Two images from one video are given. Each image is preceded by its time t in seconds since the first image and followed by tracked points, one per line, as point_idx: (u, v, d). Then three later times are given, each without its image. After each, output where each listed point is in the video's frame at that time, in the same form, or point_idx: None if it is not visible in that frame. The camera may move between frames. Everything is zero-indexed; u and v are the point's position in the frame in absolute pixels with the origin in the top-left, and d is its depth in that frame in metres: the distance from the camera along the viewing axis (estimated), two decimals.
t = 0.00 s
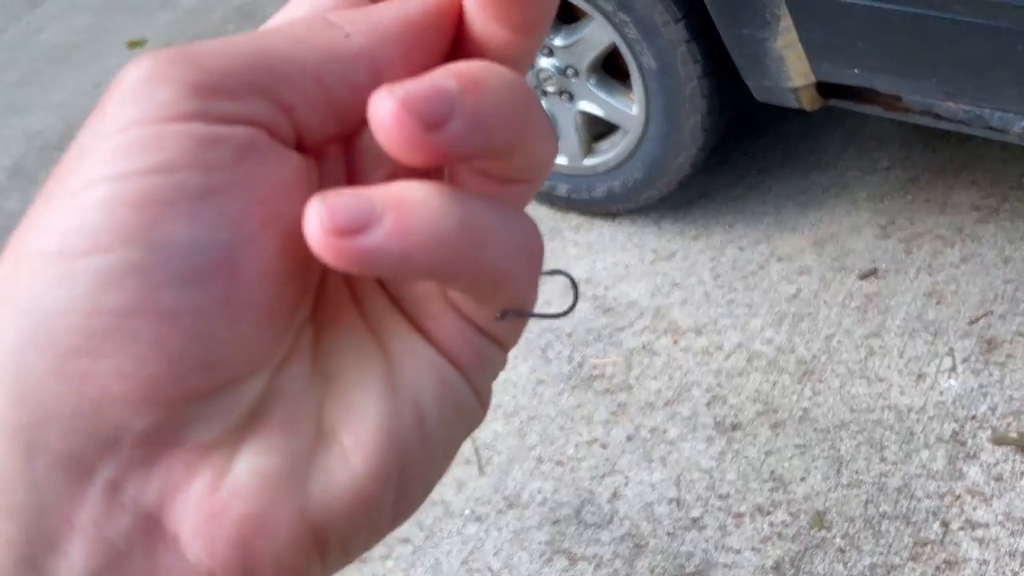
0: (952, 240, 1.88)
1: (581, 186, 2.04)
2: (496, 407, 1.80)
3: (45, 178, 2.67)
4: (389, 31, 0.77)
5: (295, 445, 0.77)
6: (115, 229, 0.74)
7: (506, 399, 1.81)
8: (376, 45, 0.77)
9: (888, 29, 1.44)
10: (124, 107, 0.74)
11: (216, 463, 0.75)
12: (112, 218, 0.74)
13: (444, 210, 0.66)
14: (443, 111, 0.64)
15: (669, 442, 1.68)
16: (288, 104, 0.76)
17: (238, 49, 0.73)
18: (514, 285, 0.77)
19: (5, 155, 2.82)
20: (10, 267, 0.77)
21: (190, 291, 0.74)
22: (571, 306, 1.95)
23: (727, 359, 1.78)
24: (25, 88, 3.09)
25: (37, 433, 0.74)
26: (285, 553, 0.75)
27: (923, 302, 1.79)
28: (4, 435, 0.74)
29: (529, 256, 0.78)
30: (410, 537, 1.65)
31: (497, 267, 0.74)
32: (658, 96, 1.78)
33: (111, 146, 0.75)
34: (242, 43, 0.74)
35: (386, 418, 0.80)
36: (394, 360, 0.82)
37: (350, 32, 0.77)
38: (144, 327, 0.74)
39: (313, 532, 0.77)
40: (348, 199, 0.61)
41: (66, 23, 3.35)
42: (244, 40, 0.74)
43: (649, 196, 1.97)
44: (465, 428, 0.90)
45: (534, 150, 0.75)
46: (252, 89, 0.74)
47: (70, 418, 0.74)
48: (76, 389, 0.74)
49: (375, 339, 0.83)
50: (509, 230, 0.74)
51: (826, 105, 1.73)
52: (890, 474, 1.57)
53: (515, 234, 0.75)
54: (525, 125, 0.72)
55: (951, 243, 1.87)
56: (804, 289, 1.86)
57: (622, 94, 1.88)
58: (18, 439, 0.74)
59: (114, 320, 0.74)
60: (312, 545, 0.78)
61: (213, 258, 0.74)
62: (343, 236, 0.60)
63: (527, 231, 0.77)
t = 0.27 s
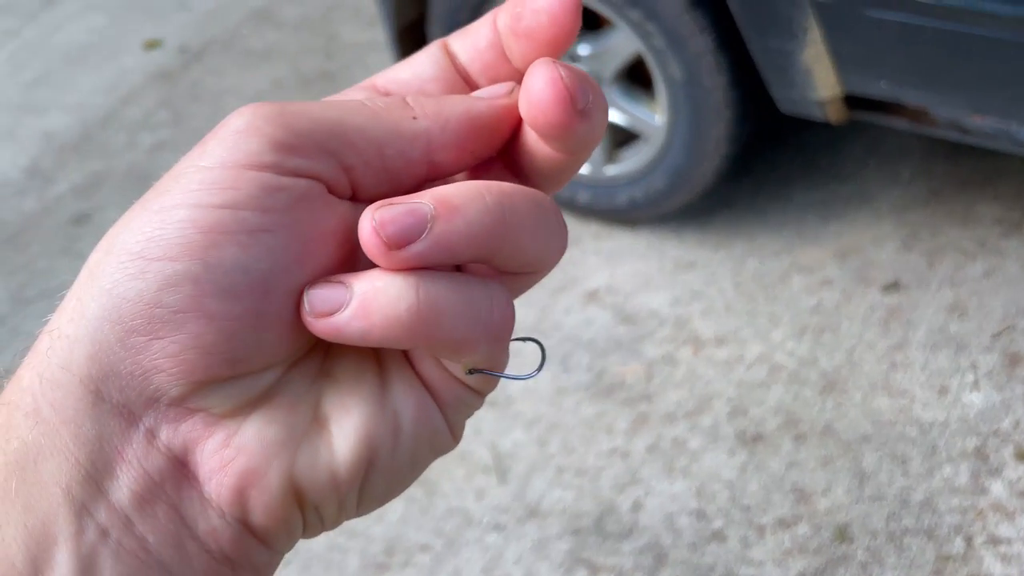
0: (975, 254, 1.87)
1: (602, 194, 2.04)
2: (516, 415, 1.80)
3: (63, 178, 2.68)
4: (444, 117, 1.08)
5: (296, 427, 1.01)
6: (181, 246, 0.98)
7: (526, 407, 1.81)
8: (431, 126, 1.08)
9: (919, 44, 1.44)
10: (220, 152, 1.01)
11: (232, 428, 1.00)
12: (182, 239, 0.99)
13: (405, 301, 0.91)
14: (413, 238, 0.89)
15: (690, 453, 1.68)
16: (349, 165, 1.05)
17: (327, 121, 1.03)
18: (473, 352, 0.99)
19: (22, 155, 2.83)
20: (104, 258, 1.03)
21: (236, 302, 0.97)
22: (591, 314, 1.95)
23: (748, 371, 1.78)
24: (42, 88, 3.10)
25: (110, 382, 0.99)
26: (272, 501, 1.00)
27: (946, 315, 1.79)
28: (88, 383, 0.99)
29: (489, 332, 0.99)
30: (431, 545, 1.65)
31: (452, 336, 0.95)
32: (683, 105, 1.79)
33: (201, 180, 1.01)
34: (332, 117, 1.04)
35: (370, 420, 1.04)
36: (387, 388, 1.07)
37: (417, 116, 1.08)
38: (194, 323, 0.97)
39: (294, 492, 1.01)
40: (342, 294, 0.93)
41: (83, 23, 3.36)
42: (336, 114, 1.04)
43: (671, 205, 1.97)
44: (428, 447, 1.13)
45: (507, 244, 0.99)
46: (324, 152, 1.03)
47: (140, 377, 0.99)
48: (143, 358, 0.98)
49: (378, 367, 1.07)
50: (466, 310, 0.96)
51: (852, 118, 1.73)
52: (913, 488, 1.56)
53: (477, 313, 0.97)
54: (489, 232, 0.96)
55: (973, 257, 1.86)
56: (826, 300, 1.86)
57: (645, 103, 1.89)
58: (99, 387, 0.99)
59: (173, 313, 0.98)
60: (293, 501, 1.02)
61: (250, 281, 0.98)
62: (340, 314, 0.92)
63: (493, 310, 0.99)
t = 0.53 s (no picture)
0: (984, 266, 1.85)
1: (613, 202, 2.05)
2: (527, 422, 1.81)
3: (72, 181, 2.69)
4: (437, 114, 1.07)
5: (296, 403, 1.03)
6: (187, 234, 0.99)
7: (536, 413, 1.82)
8: (424, 123, 1.07)
9: (933, 55, 1.45)
10: (224, 145, 1.01)
11: (235, 406, 1.02)
12: (188, 227, 0.99)
13: (396, 288, 0.91)
14: (403, 228, 0.89)
15: (701, 462, 1.68)
16: (346, 160, 1.04)
17: (324, 117, 1.03)
18: (464, 340, 0.99)
19: (32, 157, 2.84)
20: (115, 246, 1.04)
21: (241, 288, 0.98)
22: (601, 322, 1.96)
23: (759, 379, 1.78)
24: (52, 90, 3.10)
25: (119, 364, 1.00)
26: (273, 475, 1.02)
27: (956, 326, 1.78)
28: (100, 364, 1.00)
29: (481, 321, 0.99)
30: (442, 551, 1.67)
31: (443, 323, 0.95)
32: (696, 114, 1.79)
33: (206, 171, 1.01)
34: (330, 113, 1.03)
35: (367, 398, 1.05)
36: (383, 369, 1.08)
37: (411, 113, 1.07)
38: (200, 308, 0.98)
39: (294, 467, 1.03)
40: (337, 280, 0.93)
41: (93, 26, 3.37)
42: (334, 111, 1.03)
43: (681, 213, 1.97)
44: (424, 427, 1.14)
45: (499, 234, 0.99)
46: (321, 147, 1.02)
47: (149, 359, 1.00)
48: (152, 341, 1.00)
49: (373, 348, 1.09)
50: (456, 297, 0.96)
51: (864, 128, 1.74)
52: (924, 498, 1.56)
53: (468, 301, 0.97)
54: (480, 221, 0.96)
55: (983, 268, 1.85)
56: (836, 310, 1.86)
57: (657, 111, 1.90)
58: (110, 367, 1.00)
59: (180, 299, 0.99)
60: (293, 476, 1.04)
61: (253, 268, 0.98)
62: (334, 299, 0.92)
63: (483, 298, 0.99)
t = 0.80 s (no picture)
0: (987, 275, 1.85)
1: (616, 210, 2.05)
2: (530, 431, 1.81)
3: (72, 186, 2.68)
4: (440, 115, 1.05)
5: (299, 405, 1.02)
6: (191, 236, 0.98)
7: (539, 422, 1.82)
8: (427, 124, 1.05)
9: (939, 66, 1.45)
10: (226, 147, 1.00)
11: (238, 408, 1.01)
12: (192, 229, 0.99)
13: (397, 289, 0.90)
14: (403, 230, 0.88)
15: (705, 471, 1.68)
16: (348, 161, 1.02)
17: (326, 119, 1.01)
18: (466, 341, 0.98)
19: (32, 161, 2.83)
20: (117, 248, 1.03)
21: (245, 290, 0.98)
22: (604, 330, 1.96)
23: (762, 389, 1.78)
24: (52, 95, 3.10)
25: (122, 366, 0.99)
26: (275, 478, 1.02)
27: (959, 336, 1.77)
28: (103, 366, 0.99)
29: (484, 322, 0.98)
30: (444, 560, 1.66)
31: (445, 325, 0.94)
32: (700, 124, 1.80)
33: (209, 173, 1.00)
34: (332, 115, 1.02)
35: (370, 401, 1.05)
36: (386, 371, 1.07)
37: (414, 114, 1.06)
38: (204, 311, 0.98)
39: (296, 470, 1.03)
40: (338, 282, 0.93)
41: (93, 30, 3.36)
42: (335, 113, 1.02)
43: (684, 222, 1.97)
44: (427, 429, 1.13)
45: (502, 236, 0.98)
46: (322, 148, 1.01)
47: (152, 361, 0.99)
48: (155, 343, 0.99)
49: (376, 350, 1.08)
50: (458, 298, 0.95)
51: (869, 139, 1.74)
52: (928, 509, 1.56)
53: (471, 302, 0.96)
54: (482, 224, 0.95)
55: (986, 278, 1.84)
56: (839, 319, 1.86)
57: (661, 120, 1.90)
58: (113, 369, 0.99)
59: (183, 301, 0.98)
60: (296, 479, 1.04)
61: (257, 270, 0.98)
62: (335, 301, 0.92)
63: (486, 300, 0.98)
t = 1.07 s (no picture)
0: (986, 286, 1.85)
1: (615, 219, 2.05)
2: (530, 439, 1.81)
3: (70, 191, 2.67)
4: (446, 116, 1.05)
5: (303, 408, 1.02)
6: (195, 237, 0.98)
7: (538, 430, 1.82)
8: (432, 125, 1.05)
9: (939, 78, 1.46)
10: (232, 148, 1.00)
11: (242, 410, 1.01)
12: (197, 229, 0.98)
13: (402, 292, 0.90)
14: (408, 234, 0.88)
15: (704, 481, 1.67)
16: (353, 162, 1.02)
17: (331, 119, 1.01)
18: (470, 344, 0.98)
19: (29, 167, 2.82)
20: (120, 247, 1.03)
21: (250, 290, 0.97)
22: (603, 339, 1.95)
23: (762, 399, 1.78)
24: (51, 100, 3.09)
25: (126, 367, 0.99)
26: (279, 480, 1.01)
27: (958, 347, 1.77)
28: (106, 366, 0.99)
29: (487, 326, 0.98)
30: (442, 569, 1.66)
31: (448, 328, 0.94)
32: (701, 133, 1.80)
33: (214, 173, 1.00)
34: (337, 116, 1.01)
35: (374, 404, 1.05)
36: (390, 373, 1.07)
37: (419, 115, 1.05)
38: (208, 311, 0.97)
39: (300, 472, 1.03)
40: (343, 285, 0.92)
41: (92, 36, 3.36)
42: (341, 114, 1.02)
43: (684, 231, 1.97)
44: (431, 433, 1.13)
45: (507, 239, 0.97)
46: (328, 149, 1.00)
47: (156, 362, 0.99)
48: (159, 344, 0.99)
49: (380, 352, 1.08)
50: (463, 302, 0.94)
51: (868, 149, 1.74)
52: (928, 519, 1.56)
53: (474, 306, 0.96)
54: (487, 227, 0.94)
55: (985, 288, 1.85)
56: (838, 329, 1.86)
57: (661, 129, 1.91)
58: (116, 369, 0.99)
59: (187, 301, 0.98)
60: (300, 481, 1.03)
61: (263, 271, 0.97)
62: (340, 304, 0.92)
63: (490, 304, 0.97)
